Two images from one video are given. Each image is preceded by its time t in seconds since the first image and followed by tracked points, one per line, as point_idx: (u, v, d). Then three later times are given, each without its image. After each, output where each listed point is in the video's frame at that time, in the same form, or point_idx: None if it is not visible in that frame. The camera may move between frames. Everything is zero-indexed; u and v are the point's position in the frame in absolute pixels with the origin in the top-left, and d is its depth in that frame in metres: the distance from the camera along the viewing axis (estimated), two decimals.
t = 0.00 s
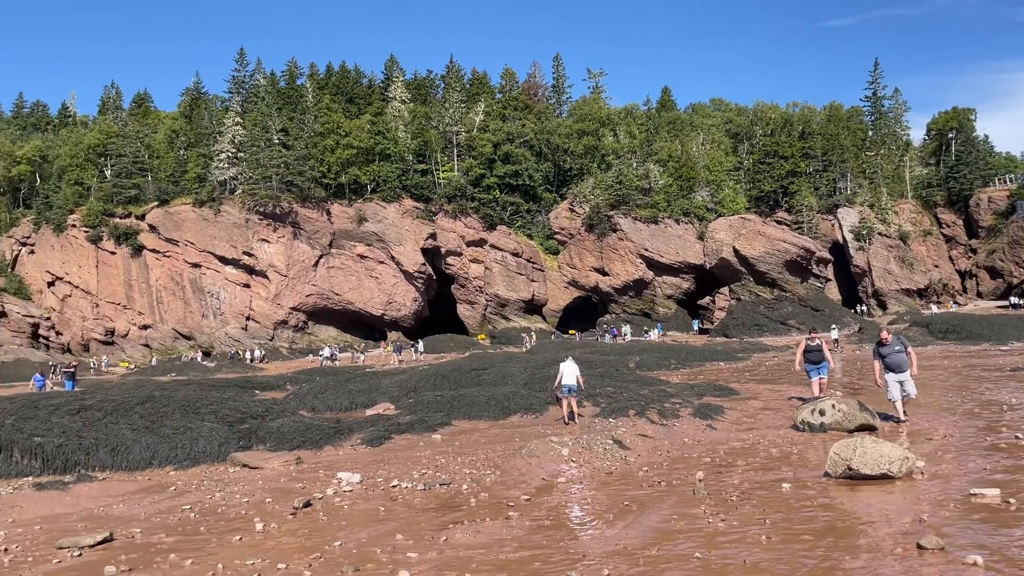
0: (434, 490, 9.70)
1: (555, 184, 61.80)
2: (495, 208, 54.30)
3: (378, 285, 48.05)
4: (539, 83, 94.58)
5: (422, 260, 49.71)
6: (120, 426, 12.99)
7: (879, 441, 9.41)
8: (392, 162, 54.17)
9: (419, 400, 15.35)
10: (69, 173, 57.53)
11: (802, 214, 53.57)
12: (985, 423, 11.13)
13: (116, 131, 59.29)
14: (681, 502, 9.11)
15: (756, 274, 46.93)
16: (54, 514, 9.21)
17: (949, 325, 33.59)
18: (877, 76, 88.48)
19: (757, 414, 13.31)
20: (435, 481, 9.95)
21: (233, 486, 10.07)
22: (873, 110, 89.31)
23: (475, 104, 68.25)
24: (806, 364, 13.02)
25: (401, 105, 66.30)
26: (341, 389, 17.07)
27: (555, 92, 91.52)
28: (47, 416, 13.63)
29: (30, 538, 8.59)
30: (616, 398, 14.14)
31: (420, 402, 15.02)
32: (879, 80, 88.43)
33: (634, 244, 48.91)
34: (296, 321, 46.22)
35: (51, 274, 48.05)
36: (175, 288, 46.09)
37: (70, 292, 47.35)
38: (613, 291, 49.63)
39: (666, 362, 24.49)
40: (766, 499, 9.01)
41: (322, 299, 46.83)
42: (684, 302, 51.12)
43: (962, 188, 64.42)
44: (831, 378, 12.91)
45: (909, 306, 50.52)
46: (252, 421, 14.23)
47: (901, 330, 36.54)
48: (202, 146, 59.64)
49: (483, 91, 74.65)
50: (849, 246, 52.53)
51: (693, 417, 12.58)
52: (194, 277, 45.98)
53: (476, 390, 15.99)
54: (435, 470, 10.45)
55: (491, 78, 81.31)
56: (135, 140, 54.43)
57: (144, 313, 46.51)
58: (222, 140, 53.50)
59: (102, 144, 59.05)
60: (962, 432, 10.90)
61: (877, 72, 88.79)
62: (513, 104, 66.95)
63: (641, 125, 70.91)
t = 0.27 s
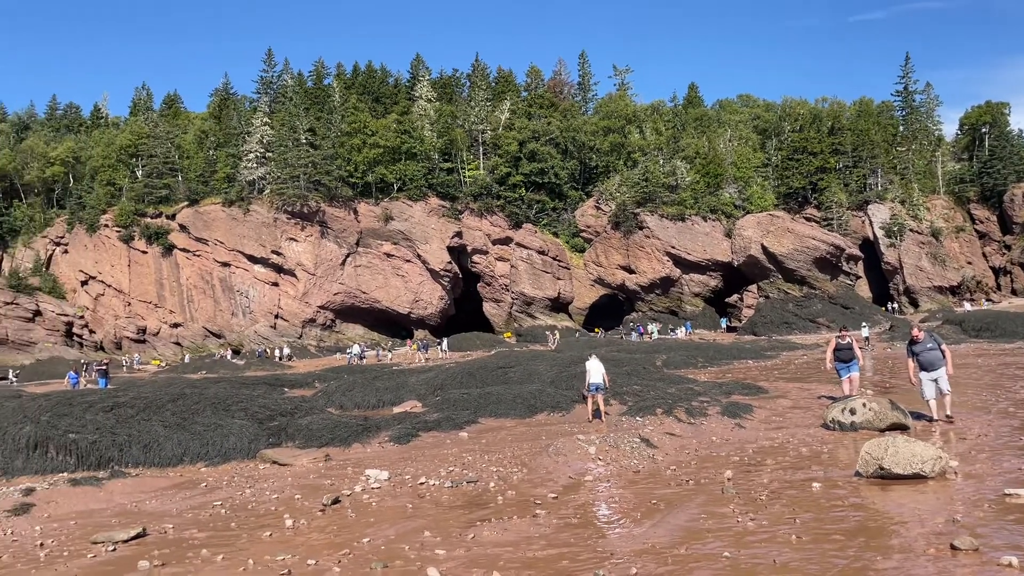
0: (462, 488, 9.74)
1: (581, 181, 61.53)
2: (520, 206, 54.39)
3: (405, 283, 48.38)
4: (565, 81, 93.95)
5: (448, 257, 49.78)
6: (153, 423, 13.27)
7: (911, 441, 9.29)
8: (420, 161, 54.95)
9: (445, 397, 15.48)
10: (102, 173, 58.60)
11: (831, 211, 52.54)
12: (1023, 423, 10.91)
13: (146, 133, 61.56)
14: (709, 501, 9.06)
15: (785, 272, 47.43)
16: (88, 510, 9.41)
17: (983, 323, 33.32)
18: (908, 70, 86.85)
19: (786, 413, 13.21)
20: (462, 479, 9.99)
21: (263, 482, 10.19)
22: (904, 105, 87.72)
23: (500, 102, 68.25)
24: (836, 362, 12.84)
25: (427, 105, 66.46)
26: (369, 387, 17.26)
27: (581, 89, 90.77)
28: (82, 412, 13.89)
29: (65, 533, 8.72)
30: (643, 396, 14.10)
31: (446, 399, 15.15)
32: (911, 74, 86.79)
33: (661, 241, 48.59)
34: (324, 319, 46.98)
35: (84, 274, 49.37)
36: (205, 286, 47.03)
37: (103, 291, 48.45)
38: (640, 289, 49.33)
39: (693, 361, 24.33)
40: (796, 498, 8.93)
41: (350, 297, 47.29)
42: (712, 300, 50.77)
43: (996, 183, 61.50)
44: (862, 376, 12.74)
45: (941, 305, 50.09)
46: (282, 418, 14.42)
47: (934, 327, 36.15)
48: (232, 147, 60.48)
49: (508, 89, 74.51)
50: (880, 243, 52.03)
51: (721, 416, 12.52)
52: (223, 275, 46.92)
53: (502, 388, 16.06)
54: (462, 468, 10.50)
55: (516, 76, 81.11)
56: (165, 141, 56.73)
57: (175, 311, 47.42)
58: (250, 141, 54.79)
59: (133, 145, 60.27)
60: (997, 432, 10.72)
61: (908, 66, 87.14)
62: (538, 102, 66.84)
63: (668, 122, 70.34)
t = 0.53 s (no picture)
0: (489, 485, 9.77)
1: (606, 179, 60.18)
2: (546, 203, 53.84)
3: (431, 280, 48.63)
4: (590, 78, 93.19)
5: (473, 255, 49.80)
6: (184, 420, 13.49)
7: (944, 440, 9.16)
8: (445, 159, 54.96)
9: (472, 395, 15.60)
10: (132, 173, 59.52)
11: (861, 206, 51.56)
12: None
13: (177, 133, 62.60)
14: (738, 499, 9.00)
15: (814, 268, 46.74)
16: (122, 505, 9.58)
17: (1018, 320, 32.84)
18: (940, 63, 85.18)
19: (815, 411, 13.12)
20: (489, 476, 10.03)
21: (292, 478, 10.31)
22: (935, 99, 86.09)
23: (525, 100, 68.16)
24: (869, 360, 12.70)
25: (452, 104, 66.64)
26: (396, 384, 17.44)
27: (606, 86, 90.11)
28: (116, 409, 14.16)
29: (100, 528, 8.86)
30: (670, 394, 14.08)
31: (473, 397, 15.27)
32: (942, 68, 85.13)
33: (687, 237, 48.18)
34: (351, 317, 47.43)
35: (117, 272, 50.18)
36: (234, 284, 47.93)
37: (135, 289, 49.43)
38: (666, 286, 49.22)
39: (720, 358, 24.16)
40: (826, 497, 8.86)
41: (376, 295, 47.91)
42: (740, 297, 50.17)
43: None
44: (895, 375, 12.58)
45: (973, 301, 49.21)
46: (311, 415, 14.59)
47: (967, 324, 35.54)
48: (259, 146, 61.02)
49: (534, 86, 74.34)
50: (910, 239, 51.28)
51: (749, 413, 12.46)
52: (253, 274, 47.74)
53: (528, 385, 16.14)
54: (489, 465, 10.54)
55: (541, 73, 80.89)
56: (195, 142, 57.74)
57: (205, 309, 48.26)
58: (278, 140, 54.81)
59: (164, 145, 61.65)
60: None
61: (940, 59, 85.48)
62: (563, 99, 66.68)
63: (694, 119, 69.76)
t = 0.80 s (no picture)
0: (515, 482, 9.81)
1: (632, 175, 59.45)
2: (571, 200, 53.55)
3: (456, 278, 48.59)
4: (616, 73, 92.15)
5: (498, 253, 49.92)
6: (214, 415, 13.69)
7: (978, 438, 9.01)
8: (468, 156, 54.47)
9: (498, 392, 15.73)
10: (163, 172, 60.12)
11: (892, 202, 50.79)
12: None
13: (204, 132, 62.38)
14: (767, 497, 8.95)
15: (843, 264, 46.39)
16: (154, 499, 9.74)
17: None
18: (974, 55, 83.19)
19: (845, 409, 12.99)
20: (516, 473, 10.06)
21: (321, 474, 10.41)
22: (968, 91, 84.15)
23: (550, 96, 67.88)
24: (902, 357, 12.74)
25: (477, 101, 66.65)
26: (422, 380, 17.59)
27: (632, 81, 89.28)
28: (147, 405, 14.39)
29: (133, 522, 8.99)
30: (697, 391, 14.06)
31: (499, 394, 15.39)
32: (976, 60, 83.12)
33: (713, 234, 48.13)
34: (377, 314, 47.59)
35: (147, 270, 51.08)
36: (262, 282, 48.55)
37: (164, 287, 50.14)
38: (692, 283, 49.03)
39: (748, 356, 23.96)
40: (857, 495, 8.77)
41: (402, 292, 48.13)
42: (767, 293, 49.96)
43: None
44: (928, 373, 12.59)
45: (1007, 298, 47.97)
46: (338, 411, 14.72)
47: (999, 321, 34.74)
48: (286, 145, 61.28)
49: (558, 83, 73.97)
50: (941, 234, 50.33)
51: (778, 411, 12.42)
52: (280, 271, 48.39)
53: (554, 382, 16.23)
54: (515, 462, 10.58)
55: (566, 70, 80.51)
56: (222, 140, 57.60)
57: (233, 307, 48.91)
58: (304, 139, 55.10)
59: (193, 144, 61.54)
60: None
61: (974, 51, 83.44)
62: (588, 96, 66.33)
63: (720, 114, 69.00)
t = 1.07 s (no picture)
0: (542, 478, 9.81)
1: (657, 171, 59.49)
2: (596, 196, 53.35)
3: (481, 275, 48.77)
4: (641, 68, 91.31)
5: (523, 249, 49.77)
6: (243, 411, 13.84)
7: (1012, 436, 8.86)
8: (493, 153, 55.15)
9: (523, 389, 15.82)
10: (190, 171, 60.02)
11: (921, 196, 50.11)
12: None
13: (231, 131, 62.46)
14: (796, 494, 8.89)
15: (872, 260, 44.96)
16: (185, 494, 9.87)
17: None
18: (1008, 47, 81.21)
19: (875, 406, 12.88)
20: (542, 469, 10.07)
21: (348, 470, 10.48)
22: (1002, 84, 82.16)
23: (575, 93, 67.57)
24: (935, 355, 12.78)
25: (501, 98, 66.47)
26: (448, 377, 17.72)
27: (657, 76, 88.16)
28: (177, 401, 14.58)
29: (164, 516, 9.10)
30: (724, 388, 14.06)
31: (525, 391, 15.45)
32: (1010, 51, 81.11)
33: (740, 230, 47.80)
34: (402, 311, 48.19)
35: (176, 267, 52.10)
36: (288, 279, 48.97)
37: (192, 285, 50.98)
38: (719, 279, 48.89)
39: (776, 353, 23.78)
40: (888, 493, 8.67)
41: (427, 289, 48.52)
42: (795, 290, 49.26)
43: None
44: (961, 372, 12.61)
45: None
46: (364, 408, 14.81)
47: None
48: (313, 143, 61.55)
49: (583, 78, 73.21)
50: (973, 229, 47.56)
51: (806, 409, 12.36)
52: (306, 269, 48.87)
53: (579, 379, 16.26)
54: (541, 458, 10.59)
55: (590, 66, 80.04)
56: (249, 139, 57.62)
57: (261, 304, 49.42)
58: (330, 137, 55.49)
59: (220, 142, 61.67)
60: None
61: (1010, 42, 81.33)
62: (613, 91, 65.95)
63: (745, 109, 68.17)
